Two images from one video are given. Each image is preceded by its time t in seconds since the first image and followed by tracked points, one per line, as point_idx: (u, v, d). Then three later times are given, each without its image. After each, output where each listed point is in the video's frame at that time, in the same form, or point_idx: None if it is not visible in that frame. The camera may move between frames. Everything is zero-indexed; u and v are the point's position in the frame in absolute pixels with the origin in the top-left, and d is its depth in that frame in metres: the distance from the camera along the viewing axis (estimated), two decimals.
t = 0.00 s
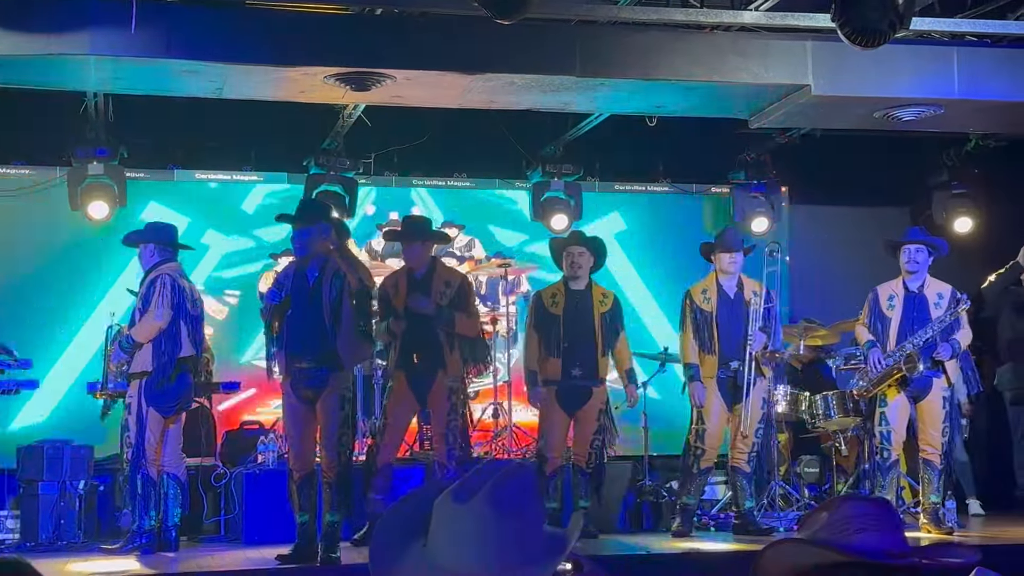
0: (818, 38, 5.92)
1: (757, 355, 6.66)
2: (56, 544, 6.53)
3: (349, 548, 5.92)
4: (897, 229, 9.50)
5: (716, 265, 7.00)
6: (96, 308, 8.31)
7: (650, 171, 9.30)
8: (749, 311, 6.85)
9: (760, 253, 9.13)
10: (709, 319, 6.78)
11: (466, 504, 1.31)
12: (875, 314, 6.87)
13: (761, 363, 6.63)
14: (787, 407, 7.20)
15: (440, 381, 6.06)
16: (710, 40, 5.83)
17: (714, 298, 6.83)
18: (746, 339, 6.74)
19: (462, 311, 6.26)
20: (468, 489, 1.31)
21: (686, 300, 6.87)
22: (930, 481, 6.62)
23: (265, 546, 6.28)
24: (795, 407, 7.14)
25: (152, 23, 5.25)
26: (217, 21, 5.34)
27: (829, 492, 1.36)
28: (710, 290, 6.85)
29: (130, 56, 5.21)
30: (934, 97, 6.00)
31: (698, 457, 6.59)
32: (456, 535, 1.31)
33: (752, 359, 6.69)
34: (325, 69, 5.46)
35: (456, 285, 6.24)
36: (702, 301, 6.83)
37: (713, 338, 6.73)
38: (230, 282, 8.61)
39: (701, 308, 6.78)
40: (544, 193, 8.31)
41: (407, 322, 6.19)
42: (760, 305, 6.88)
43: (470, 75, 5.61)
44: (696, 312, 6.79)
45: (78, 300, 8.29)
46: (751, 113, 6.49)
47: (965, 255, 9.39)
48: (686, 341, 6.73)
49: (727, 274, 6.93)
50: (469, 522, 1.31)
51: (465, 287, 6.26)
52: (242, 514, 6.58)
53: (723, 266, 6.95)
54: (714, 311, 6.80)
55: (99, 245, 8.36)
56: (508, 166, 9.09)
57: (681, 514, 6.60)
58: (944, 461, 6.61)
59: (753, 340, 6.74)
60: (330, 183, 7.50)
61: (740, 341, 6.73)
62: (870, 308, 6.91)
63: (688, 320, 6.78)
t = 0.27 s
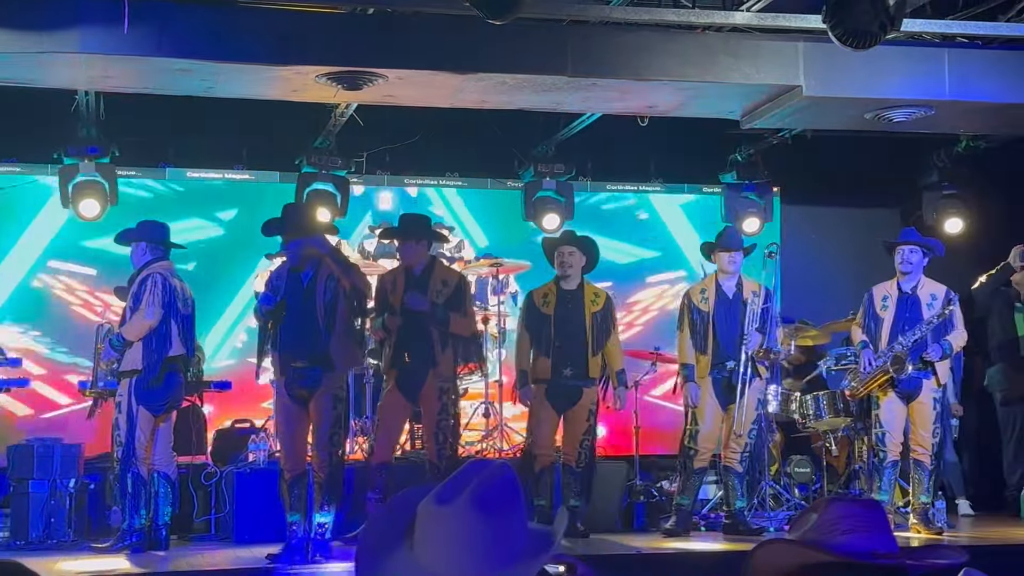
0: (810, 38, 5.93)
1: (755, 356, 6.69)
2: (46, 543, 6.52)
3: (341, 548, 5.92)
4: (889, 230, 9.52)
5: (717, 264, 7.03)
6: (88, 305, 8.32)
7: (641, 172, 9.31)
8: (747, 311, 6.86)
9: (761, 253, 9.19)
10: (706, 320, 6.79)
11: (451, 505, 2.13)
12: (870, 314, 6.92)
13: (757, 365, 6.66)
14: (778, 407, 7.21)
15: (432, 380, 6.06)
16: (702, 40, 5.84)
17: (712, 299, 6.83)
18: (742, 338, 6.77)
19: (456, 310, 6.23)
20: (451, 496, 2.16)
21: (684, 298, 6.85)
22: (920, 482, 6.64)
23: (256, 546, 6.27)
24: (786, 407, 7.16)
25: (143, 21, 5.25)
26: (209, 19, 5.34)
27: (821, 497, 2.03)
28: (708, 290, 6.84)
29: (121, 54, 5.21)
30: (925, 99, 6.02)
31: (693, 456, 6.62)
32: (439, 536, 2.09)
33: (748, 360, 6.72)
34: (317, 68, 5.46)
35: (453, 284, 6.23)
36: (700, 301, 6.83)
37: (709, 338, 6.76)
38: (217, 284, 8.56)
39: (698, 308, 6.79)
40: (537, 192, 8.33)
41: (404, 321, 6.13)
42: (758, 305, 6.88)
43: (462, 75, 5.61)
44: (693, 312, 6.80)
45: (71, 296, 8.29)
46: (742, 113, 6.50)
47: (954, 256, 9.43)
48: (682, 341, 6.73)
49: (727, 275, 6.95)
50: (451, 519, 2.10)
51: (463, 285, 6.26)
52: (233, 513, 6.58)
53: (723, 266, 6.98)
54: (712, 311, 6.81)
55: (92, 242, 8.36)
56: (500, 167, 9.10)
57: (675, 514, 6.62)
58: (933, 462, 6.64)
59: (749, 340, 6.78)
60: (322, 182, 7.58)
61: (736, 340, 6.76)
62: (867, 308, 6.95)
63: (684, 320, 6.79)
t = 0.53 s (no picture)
0: (803, 38, 5.94)
1: (745, 353, 6.62)
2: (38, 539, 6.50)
3: (334, 545, 5.92)
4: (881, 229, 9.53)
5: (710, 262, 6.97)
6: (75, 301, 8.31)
7: (634, 171, 9.32)
8: (741, 309, 6.81)
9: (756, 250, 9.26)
10: (700, 317, 6.79)
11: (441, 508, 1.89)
12: (861, 314, 6.93)
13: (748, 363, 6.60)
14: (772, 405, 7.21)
15: (423, 378, 6.06)
16: (695, 39, 5.84)
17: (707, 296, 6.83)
18: (734, 335, 6.77)
19: (449, 308, 6.21)
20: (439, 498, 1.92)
21: (678, 297, 6.88)
22: (912, 480, 6.64)
23: (249, 543, 6.26)
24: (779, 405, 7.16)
25: (136, 18, 5.24)
26: (201, 16, 5.34)
27: (811, 496, 2.02)
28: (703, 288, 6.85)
29: (113, 51, 5.20)
30: (918, 99, 6.04)
31: (685, 455, 6.61)
32: (429, 540, 1.88)
33: (741, 357, 6.65)
34: (310, 65, 5.45)
35: (446, 282, 6.23)
36: (694, 298, 6.83)
37: (703, 336, 6.76)
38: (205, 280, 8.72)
39: (692, 305, 6.79)
40: (530, 190, 8.32)
41: (399, 319, 6.14)
42: (754, 303, 6.82)
43: (455, 73, 5.61)
44: (688, 309, 6.81)
45: (61, 294, 8.29)
46: (735, 112, 6.51)
47: (946, 258, 9.42)
48: (676, 338, 6.76)
49: (721, 272, 6.91)
50: (439, 522, 1.88)
51: (455, 283, 6.25)
52: (225, 510, 6.57)
53: (718, 264, 6.93)
54: (706, 309, 6.80)
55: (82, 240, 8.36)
56: (493, 164, 9.12)
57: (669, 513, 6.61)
58: (924, 460, 6.65)
59: (742, 338, 6.71)
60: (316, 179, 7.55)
61: (727, 338, 6.75)
62: (858, 306, 6.97)
63: (678, 317, 6.80)
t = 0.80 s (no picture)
0: (798, 36, 5.95)
1: (739, 351, 6.56)
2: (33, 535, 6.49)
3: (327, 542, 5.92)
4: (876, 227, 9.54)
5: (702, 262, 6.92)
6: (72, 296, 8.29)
7: (629, 168, 9.35)
8: (733, 307, 6.76)
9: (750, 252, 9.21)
10: (691, 315, 6.72)
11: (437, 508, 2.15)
12: (850, 311, 6.90)
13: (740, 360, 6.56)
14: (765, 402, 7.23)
15: (416, 374, 6.04)
16: (691, 38, 5.85)
17: (698, 295, 6.76)
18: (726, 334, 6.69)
19: (441, 306, 6.17)
20: (437, 497, 2.17)
21: (669, 295, 6.81)
22: (905, 479, 6.66)
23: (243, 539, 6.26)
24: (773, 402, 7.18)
25: (131, 14, 5.24)
26: (197, 13, 5.33)
27: (804, 497, 2.20)
28: (693, 287, 6.78)
29: (109, 47, 5.20)
30: (913, 97, 6.05)
31: (677, 451, 6.61)
32: (428, 535, 2.13)
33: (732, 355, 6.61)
34: (305, 62, 5.45)
35: (435, 281, 6.14)
36: (685, 296, 6.76)
37: (694, 334, 6.69)
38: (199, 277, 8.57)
39: (683, 303, 6.72)
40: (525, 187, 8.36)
41: (381, 318, 6.07)
42: (745, 301, 6.79)
43: (451, 70, 5.61)
44: (679, 308, 6.74)
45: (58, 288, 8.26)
46: (731, 110, 6.51)
47: (940, 252, 9.44)
48: (668, 336, 6.69)
49: (711, 271, 6.85)
50: (435, 521, 2.13)
51: (444, 283, 6.17)
52: (219, 506, 6.57)
53: (709, 266, 6.87)
54: (697, 308, 6.72)
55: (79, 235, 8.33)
56: (489, 160, 9.11)
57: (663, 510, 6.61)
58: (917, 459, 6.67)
59: (735, 337, 6.61)
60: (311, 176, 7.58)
61: (720, 339, 6.65)
62: (846, 304, 6.95)
63: (670, 315, 6.74)
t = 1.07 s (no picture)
0: (796, 32, 5.95)
1: (725, 348, 6.62)
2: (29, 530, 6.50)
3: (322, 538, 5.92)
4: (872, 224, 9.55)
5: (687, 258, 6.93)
6: (71, 292, 8.33)
7: (626, 163, 9.38)
8: (722, 303, 6.82)
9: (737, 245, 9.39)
10: (680, 312, 6.73)
11: (445, 504, 2.32)
12: (836, 307, 6.91)
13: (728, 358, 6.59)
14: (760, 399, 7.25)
15: (405, 370, 6.06)
16: (689, 34, 5.85)
17: (686, 290, 6.76)
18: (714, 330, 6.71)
19: (427, 301, 6.22)
20: (444, 495, 2.34)
21: (657, 290, 6.81)
22: (898, 475, 6.67)
23: (238, 534, 6.25)
24: (768, 399, 7.18)
25: (128, 9, 5.23)
26: (195, 8, 5.33)
27: (796, 501, 2.76)
28: (681, 282, 6.78)
29: (106, 42, 5.20)
30: (910, 94, 6.05)
31: (668, 450, 6.60)
32: (437, 528, 2.28)
33: (720, 350, 6.64)
34: (303, 58, 5.45)
35: (419, 277, 6.21)
36: (674, 291, 6.77)
37: (682, 331, 6.71)
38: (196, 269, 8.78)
39: (672, 299, 6.73)
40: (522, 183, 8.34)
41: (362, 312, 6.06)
42: (734, 297, 6.86)
43: (449, 65, 5.61)
44: (667, 303, 6.75)
45: (57, 284, 8.29)
46: (728, 106, 6.52)
47: (936, 247, 9.46)
48: (656, 332, 6.70)
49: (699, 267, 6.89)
50: (446, 514, 2.30)
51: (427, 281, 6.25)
52: (215, 501, 6.57)
53: (697, 261, 6.87)
54: (686, 303, 6.75)
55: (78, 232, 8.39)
56: (486, 157, 9.17)
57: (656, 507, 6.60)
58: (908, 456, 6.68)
59: (722, 333, 6.69)
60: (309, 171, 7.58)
61: (708, 334, 6.70)
62: (830, 300, 6.94)
63: (658, 311, 6.73)
